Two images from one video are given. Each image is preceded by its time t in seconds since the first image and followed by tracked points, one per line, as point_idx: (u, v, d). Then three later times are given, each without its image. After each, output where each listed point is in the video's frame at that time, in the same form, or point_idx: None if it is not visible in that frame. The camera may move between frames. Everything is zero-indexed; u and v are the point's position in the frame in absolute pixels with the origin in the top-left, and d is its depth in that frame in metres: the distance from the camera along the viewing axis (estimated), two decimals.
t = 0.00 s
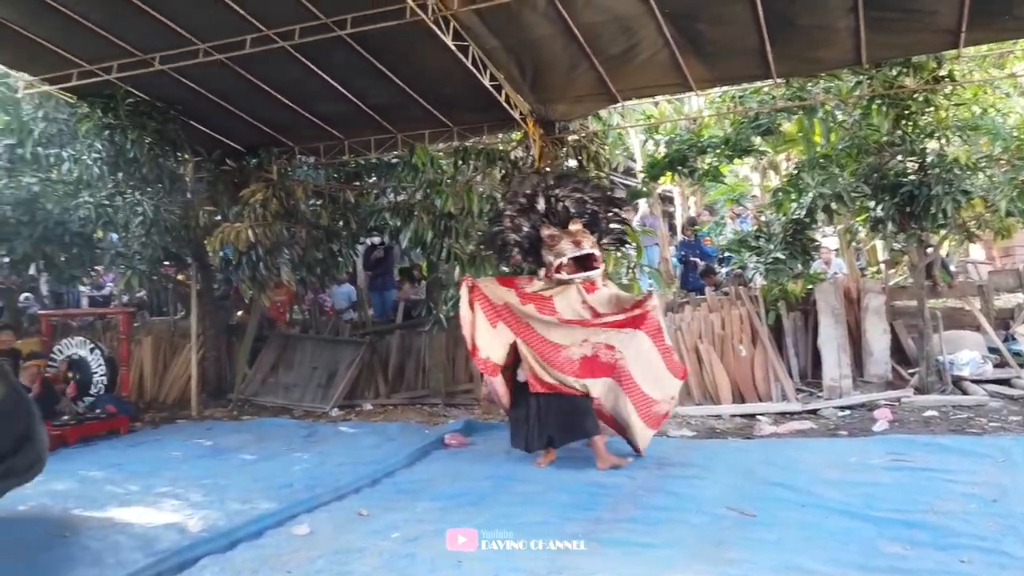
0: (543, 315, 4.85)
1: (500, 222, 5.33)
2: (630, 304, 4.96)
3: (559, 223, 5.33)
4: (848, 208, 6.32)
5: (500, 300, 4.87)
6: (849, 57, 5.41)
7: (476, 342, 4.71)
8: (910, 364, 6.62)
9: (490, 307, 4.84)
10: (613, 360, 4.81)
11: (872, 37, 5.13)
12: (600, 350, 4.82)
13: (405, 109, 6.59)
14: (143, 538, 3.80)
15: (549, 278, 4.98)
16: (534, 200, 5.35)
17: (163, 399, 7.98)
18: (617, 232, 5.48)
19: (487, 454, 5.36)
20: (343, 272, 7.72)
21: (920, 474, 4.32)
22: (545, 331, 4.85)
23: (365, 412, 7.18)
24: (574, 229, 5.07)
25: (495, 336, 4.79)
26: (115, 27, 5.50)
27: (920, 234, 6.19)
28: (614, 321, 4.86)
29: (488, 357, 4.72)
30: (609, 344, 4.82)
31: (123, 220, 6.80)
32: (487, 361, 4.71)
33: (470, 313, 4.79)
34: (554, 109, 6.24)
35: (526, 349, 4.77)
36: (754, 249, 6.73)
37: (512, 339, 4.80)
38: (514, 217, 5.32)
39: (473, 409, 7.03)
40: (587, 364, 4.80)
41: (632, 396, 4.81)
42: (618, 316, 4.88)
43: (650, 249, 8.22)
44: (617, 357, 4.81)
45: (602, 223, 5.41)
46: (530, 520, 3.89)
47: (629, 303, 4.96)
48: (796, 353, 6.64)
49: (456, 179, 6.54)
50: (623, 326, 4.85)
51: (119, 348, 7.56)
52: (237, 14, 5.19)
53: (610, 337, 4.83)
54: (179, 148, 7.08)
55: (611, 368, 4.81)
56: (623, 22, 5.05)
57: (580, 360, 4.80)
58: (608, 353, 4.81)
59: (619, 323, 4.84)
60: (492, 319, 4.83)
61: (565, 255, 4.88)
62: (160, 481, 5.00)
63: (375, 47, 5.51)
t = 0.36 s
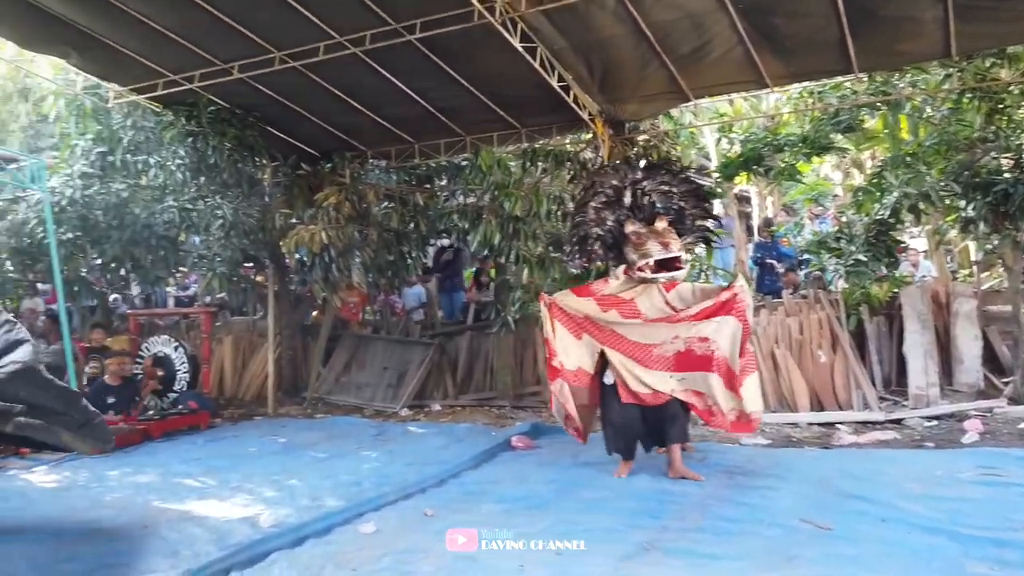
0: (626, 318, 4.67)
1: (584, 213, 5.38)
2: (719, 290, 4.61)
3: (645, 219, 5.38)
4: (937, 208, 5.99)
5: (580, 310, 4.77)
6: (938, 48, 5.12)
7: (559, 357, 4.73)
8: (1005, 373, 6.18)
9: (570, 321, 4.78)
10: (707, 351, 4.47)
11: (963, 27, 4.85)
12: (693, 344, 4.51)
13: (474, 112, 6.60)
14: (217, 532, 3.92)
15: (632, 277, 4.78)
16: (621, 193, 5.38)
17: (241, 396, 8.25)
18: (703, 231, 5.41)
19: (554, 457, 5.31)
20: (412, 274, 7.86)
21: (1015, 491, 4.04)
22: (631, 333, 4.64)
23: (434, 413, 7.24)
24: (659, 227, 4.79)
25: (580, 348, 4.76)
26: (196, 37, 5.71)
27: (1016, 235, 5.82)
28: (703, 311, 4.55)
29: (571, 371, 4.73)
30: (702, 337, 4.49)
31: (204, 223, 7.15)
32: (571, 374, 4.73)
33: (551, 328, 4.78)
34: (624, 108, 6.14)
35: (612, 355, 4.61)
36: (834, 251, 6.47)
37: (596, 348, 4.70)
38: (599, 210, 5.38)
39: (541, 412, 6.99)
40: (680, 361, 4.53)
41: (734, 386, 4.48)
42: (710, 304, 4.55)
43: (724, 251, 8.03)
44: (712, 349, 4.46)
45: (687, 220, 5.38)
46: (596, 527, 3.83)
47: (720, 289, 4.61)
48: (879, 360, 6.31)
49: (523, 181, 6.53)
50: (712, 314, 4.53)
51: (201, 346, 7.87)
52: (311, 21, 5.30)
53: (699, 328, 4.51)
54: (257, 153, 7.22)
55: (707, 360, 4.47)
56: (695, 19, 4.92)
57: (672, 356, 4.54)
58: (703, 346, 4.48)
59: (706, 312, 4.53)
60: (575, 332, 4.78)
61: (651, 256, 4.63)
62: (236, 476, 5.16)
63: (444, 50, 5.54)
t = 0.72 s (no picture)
0: (663, 327, 4.57)
1: (631, 222, 5.47)
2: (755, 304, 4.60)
3: (688, 230, 5.30)
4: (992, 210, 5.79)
5: (614, 320, 4.63)
6: (995, 45, 4.93)
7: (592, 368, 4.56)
8: None
9: (604, 331, 4.61)
10: (743, 363, 4.41)
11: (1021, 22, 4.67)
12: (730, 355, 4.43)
13: (515, 114, 6.59)
14: (258, 529, 3.97)
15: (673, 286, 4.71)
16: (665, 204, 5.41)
17: (285, 395, 8.37)
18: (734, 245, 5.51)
19: (593, 462, 5.26)
20: (452, 276, 7.86)
21: None
22: (667, 344, 4.53)
23: (473, 415, 7.24)
24: (705, 238, 4.61)
25: (614, 360, 4.58)
26: (242, 43, 5.81)
27: None
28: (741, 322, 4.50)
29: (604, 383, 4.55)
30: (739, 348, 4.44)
31: (247, 225, 7.16)
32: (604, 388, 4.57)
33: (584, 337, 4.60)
34: (666, 110, 6.06)
35: (648, 367, 4.47)
36: (884, 255, 6.30)
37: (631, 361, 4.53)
38: (644, 219, 5.44)
39: (580, 416, 6.94)
40: (717, 374, 4.39)
41: (769, 400, 4.43)
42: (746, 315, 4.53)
43: (768, 254, 7.87)
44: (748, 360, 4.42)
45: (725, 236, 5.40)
46: (634, 533, 3.77)
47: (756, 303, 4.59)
48: (931, 368, 6.11)
49: (563, 183, 6.49)
50: (751, 324, 4.50)
51: (246, 346, 8.02)
52: (353, 26, 5.36)
53: (736, 339, 4.45)
54: (301, 156, 7.28)
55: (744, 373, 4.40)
56: (739, 18, 4.83)
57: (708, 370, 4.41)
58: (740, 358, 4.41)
59: (744, 322, 4.48)
60: (608, 342, 4.60)
61: (701, 266, 4.42)
62: (277, 475, 5.23)
63: (485, 53, 5.55)
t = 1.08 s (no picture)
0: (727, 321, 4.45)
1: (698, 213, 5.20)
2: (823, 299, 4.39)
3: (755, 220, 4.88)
4: None
5: (680, 314, 4.53)
6: None
7: (654, 364, 4.49)
8: None
9: (670, 325, 4.53)
10: (807, 360, 4.24)
11: None
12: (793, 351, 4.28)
13: (555, 114, 6.57)
14: (301, 526, 4.02)
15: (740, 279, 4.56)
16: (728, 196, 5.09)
17: (325, 393, 8.47)
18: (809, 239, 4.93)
19: (633, 465, 5.21)
20: (491, 276, 7.86)
21: None
22: (732, 340, 4.41)
23: (512, 416, 7.23)
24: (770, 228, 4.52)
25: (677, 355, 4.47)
26: (287, 45, 5.89)
27: None
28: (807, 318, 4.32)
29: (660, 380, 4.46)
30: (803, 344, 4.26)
31: (291, 224, 7.37)
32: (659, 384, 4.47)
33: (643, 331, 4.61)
34: (710, 109, 5.96)
35: (712, 364, 4.37)
36: (935, 258, 6.18)
37: (695, 357, 4.43)
38: (711, 209, 5.16)
39: (620, 418, 6.89)
40: (781, 371, 4.28)
41: (836, 401, 4.21)
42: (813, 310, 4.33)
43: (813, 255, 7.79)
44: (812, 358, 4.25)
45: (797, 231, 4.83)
46: (675, 537, 3.73)
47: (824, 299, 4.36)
48: (984, 374, 5.94)
49: (605, 183, 6.43)
50: (816, 319, 4.29)
51: (288, 344, 8.13)
52: (396, 27, 5.39)
53: (801, 335, 4.27)
54: (343, 157, 7.34)
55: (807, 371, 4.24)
56: (787, 14, 4.73)
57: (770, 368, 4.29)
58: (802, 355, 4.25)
59: (809, 317, 4.30)
60: (674, 338, 4.50)
61: (774, 258, 4.35)
62: (318, 472, 5.29)
63: (526, 53, 5.53)
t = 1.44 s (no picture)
0: (844, 333, 4.07)
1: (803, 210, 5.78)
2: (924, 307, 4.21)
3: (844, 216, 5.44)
4: None
5: (795, 330, 4.08)
6: None
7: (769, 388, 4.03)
8: None
9: (784, 343, 4.05)
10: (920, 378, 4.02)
11: None
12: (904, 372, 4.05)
13: (628, 114, 6.51)
14: (375, 522, 4.08)
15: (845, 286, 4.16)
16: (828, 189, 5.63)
17: (395, 392, 8.59)
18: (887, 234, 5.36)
19: (706, 472, 5.11)
20: (561, 278, 7.78)
21: None
22: (846, 359, 4.06)
23: (581, 418, 7.19)
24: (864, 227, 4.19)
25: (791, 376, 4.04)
26: (363, 49, 6.01)
27: None
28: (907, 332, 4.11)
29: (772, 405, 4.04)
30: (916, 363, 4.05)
31: (366, 226, 7.46)
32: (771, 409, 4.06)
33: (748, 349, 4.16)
34: (791, 108, 5.82)
35: (827, 387, 4.02)
36: None
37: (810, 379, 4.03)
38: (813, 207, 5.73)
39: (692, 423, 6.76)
40: (894, 391, 4.03)
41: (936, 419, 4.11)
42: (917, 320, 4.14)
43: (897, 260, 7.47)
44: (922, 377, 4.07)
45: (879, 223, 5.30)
46: (752, 547, 3.64)
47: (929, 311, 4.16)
48: None
49: (678, 184, 6.31)
50: (920, 334, 4.12)
51: (360, 343, 8.29)
52: (470, 29, 5.42)
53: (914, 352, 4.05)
54: (415, 159, 7.45)
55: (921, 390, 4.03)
56: (874, 8, 4.55)
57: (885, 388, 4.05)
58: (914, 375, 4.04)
59: (915, 332, 4.10)
60: (787, 356, 4.05)
61: (882, 263, 4.04)
62: (390, 469, 5.37)
63: (599, 53, 5.49)
